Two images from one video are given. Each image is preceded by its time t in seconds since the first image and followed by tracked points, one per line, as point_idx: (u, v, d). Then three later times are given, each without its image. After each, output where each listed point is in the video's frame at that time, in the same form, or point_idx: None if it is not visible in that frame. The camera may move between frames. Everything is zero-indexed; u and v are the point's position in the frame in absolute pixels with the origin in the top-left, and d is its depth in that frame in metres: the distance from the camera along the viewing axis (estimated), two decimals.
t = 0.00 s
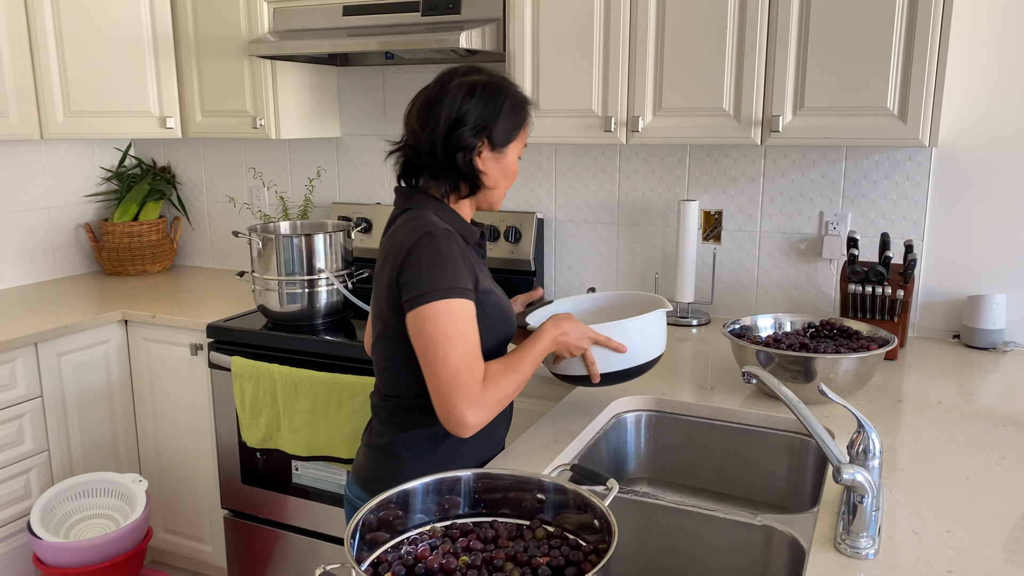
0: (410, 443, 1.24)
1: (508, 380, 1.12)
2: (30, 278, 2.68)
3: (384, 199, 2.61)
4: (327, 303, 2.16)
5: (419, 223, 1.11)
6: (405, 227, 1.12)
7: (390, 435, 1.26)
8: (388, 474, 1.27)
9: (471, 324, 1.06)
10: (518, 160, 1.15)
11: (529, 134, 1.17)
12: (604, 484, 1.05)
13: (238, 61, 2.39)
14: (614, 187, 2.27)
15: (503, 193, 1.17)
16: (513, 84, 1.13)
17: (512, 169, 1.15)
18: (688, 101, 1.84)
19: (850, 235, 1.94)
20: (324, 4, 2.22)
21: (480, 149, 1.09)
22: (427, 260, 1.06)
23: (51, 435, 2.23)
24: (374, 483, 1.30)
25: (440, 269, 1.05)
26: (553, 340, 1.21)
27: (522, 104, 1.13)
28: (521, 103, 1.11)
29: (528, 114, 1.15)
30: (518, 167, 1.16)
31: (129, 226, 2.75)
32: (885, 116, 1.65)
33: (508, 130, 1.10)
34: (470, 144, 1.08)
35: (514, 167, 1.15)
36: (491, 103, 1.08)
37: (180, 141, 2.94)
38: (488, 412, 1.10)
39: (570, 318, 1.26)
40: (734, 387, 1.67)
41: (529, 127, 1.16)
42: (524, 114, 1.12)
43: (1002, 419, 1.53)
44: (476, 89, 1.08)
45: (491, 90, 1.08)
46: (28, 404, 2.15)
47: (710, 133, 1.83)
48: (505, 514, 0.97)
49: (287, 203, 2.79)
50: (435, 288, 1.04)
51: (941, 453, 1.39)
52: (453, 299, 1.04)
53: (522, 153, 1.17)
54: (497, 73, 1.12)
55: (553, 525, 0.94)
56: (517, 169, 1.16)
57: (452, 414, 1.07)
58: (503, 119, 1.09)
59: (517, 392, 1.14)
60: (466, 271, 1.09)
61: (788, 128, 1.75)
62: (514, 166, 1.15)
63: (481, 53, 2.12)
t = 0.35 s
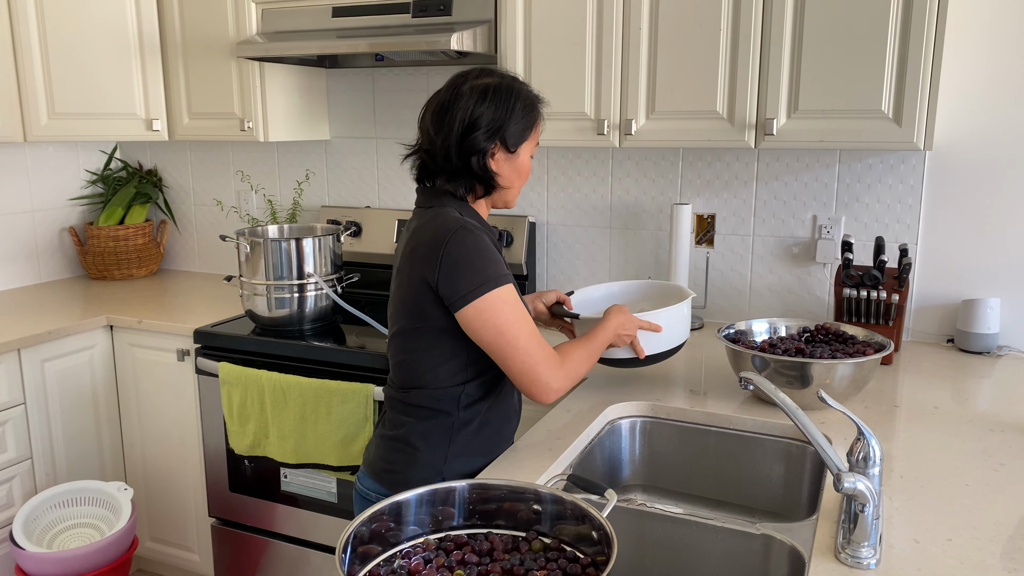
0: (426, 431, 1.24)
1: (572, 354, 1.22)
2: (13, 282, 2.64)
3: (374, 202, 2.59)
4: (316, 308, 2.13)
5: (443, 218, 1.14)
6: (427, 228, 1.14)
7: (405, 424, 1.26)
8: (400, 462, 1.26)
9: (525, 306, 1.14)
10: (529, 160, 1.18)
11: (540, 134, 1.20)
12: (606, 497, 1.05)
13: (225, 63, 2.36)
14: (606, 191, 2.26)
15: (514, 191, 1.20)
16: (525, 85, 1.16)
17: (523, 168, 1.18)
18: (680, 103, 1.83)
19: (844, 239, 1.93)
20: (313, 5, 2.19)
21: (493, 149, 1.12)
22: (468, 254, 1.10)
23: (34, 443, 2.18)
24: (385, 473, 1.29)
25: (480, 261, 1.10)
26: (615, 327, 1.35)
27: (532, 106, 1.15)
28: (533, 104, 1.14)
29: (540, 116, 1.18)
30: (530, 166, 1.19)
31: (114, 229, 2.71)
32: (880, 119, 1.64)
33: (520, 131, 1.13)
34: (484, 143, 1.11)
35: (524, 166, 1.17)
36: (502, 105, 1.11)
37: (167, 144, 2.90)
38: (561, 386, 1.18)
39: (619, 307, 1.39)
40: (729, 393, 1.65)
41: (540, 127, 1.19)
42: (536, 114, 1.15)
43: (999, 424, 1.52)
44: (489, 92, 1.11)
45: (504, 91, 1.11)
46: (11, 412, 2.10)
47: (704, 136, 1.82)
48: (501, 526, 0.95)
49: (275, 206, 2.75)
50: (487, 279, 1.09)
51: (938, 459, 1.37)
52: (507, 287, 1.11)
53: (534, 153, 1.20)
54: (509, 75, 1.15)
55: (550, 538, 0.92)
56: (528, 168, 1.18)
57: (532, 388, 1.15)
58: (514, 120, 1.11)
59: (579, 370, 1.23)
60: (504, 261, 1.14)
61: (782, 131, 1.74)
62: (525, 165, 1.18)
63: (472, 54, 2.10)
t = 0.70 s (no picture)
0: (413, 429, 1.23)
1: (499, 393, 1.05)
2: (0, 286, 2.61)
3: (366, 205, 2.57)
4: (308, 312, 2.12)
5: (434, 219, 1.12)
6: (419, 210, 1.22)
7: (395, 423, 1.25)
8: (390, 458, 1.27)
9: (461, 321, 1.02)
10: (489, 159, 1.10)
11: (516, 139, 1.09)
12: (603, 503, 0.99)
13: (216, 65, 2.34)
14: (600, 194, 2.25)
15: (477, 192, 1.13)
16: (517, 88, 1.10)
17: (478, 165, 1.11)
18: (675, 106, 1.82)
19: (839, 242, 1.93)
20: (306, 7, 2.18)
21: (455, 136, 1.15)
22: (428, 254, 1.05)
23: (22, 449, 2.15)
24: (378, 472, 1.29)
25: (436, 265, 1.03)
26: (567, 381, 1.13)
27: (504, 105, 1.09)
28: (502, 101, 1.09)
29: (516, 118, 1.09)
30: (492, 168, 1.10)
31: (104, 232, 2.68)
32: (875, 122, 1.64)
33: (472, 121, 1.10)
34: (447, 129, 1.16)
35: (480, 163, 1.11)
36: (465, 95, 1.12)
37: (158, 146, 2.87)
38: (465, 420, 1.03)
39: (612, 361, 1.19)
40: (725, 397, 1.65)
41: (515, 130, 1.08)
42: (501, 113, 1.08)
43: (995, 428, 1.52)
44: (465, 85, 1.14)
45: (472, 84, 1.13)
46: None
47: (699, 140, 1.81)
48: (497, 534, 0.93)
49: (267, 209, 2.73)
50: (430, 280, 1.02)
51: (936, 463, 1.37)
52: (448, 295, 1.01)
53: (503, 156, 1.10)
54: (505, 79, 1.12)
55: (547, 547, 0.90)
56: (485, 167, 1.10)
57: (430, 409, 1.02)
58: (469, 112, 1.11)
59: (506, 414, 1.06)
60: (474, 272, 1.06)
61: (777, 134, 1.73)
62: (480, 162, 1.11)
63: (465, 57, 2.09)
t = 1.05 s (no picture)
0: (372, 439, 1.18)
1: (402, 409, 0.94)
2: None
3: (363, 207, 2.57)
4: (305, 314, 2.11)
5: (411, 226, 1.07)
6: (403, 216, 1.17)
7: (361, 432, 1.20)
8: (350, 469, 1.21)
9: (392, 336, 0.96)
10: (469, 166, 1.03)
11: (498, 147, 1.02)
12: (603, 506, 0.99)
13: (212, 66, 2.33)
14: (597, 196, 2.25)
15: (456, 201, 1.06)
16: (506, 94, 1.04)
17: (458, 172, 1.04)
18: (671, 108, 1.82)
19: (835, 244, 1.93)
20: (302, 9, 2.17)
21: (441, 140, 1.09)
22: (386, 263, 1.01)
23: (17, 452, 2.14)
24: (341, 484, 1.24)
25: (392, 277, 0.99)
26: (490, 402, 1.00)
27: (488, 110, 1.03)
28: (488, 106, 1.03)
29: (500, 125, 1.02)
30: (471, 176, 1.03)
31: (99, 235, 2.67)
32: (872, 125, 1.64)
33: (455, 125, 1.04)
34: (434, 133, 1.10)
35: (460, 170, 1.04)
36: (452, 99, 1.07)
37: (153, 148, 2.87)
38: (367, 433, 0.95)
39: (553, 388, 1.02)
40: (723, 399, 1.64)
41: (498, 137, 1.02)
42: (486, 118, 1.02)
43: (991, 429, 1.52)
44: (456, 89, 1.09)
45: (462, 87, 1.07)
46: None
47: (696, 142, 1.81)
48: (495, 537, 0.93)
49: (263, 211, 2.73)
50: (374, 289, 0.97)
51: (933, 465, 1.37)
52: (385, 307, 0.96)
53: (483, 164, 1.03)
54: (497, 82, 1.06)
55: (546, 549, 0.90)
56: (464, 176, 1.04)
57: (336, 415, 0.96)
58: (454, 115, 1.05)
59: (412, 433, 0.96)
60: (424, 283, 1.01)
61: (774, 136, 1.74)
62: (460, 170, 1.04)
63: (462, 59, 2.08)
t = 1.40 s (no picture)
0: (306, 495, 1.08)
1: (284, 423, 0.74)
2: None
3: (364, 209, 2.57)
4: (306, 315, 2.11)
5: (336, 246, 0.98)
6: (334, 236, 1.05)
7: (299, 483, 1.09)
8: (283, 529, 1.11)
9: (303, 351, 0.81)
10: (427, 189, 0.95)
11: (459, 168, 0.94)
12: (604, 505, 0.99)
13: (213, 68, 2.33)
14: (597, 197, 2.25)
15: (410, 226, 0.97)
16: (465, 108, 0.96)
17: (414, 195, 0.95)
18: (672, 110, 1.83)
19: (836, 245, 1.93)
20: (304, 11, 2.18)
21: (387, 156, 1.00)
22: (309, 276, 0.89)
23: (18, 454, 2.14)
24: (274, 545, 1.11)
25: (313, 293, 0.87)
26: (392, 423, 0.76)
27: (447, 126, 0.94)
28: (447, 124, 0.94)
29: (462, 145, 0.94)
30: (430, 200, 0.95)
31: (101, 236, 2.67)
32: (873, 126, 1.65)
33: (409, 143, 0.95)
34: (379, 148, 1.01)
35: (416, 192, 0.95)
36: (403, 109, 0.98)
37: (154, 150, 2.87)
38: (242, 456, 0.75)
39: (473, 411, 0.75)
40: (724, 400, 1.65)
41: (459, 159, 0.94)
42: (446, 136, 0.94)
43: (992, 430, 1.52)
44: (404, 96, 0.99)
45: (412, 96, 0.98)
46: None
47: (697, 143, 1.82)
48: (498, 538, 0.93)
49: (264, 213, 2.73)
50: (288, 303, 0.85)
51: (934, 466, 1.37)
52: (298, 321, 0.83)
53: (443, 187, 0.95)
54: (451, 90, 0.98)
55: (549, 549, 0.90)
56: (421, 199, 0.95)
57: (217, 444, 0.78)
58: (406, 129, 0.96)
59: (294, 458, 0.74)
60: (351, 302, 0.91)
61: (775, 137, 1.74)
62: (415, 192, 0.95)
63: (462, 61, 2.08)
